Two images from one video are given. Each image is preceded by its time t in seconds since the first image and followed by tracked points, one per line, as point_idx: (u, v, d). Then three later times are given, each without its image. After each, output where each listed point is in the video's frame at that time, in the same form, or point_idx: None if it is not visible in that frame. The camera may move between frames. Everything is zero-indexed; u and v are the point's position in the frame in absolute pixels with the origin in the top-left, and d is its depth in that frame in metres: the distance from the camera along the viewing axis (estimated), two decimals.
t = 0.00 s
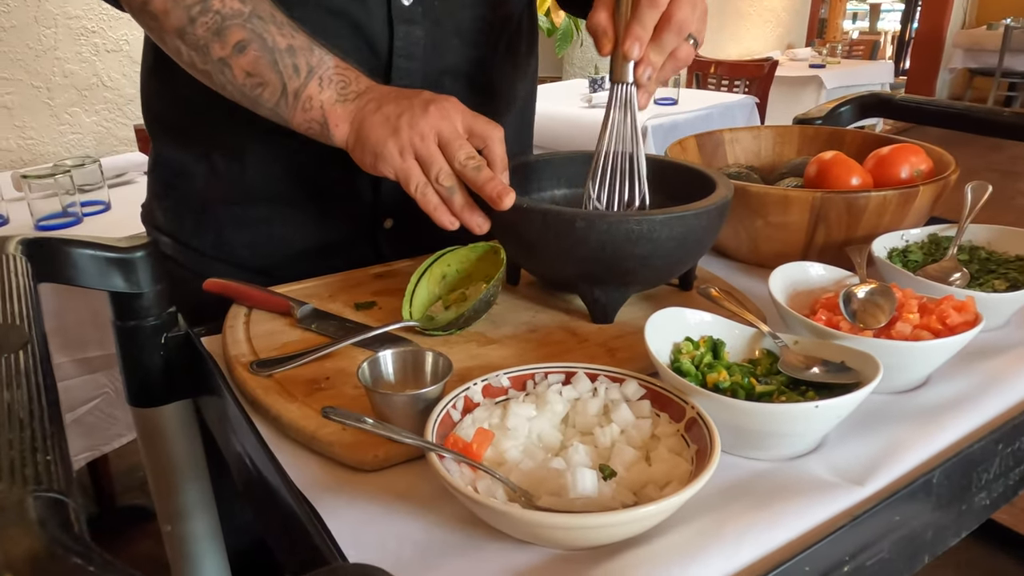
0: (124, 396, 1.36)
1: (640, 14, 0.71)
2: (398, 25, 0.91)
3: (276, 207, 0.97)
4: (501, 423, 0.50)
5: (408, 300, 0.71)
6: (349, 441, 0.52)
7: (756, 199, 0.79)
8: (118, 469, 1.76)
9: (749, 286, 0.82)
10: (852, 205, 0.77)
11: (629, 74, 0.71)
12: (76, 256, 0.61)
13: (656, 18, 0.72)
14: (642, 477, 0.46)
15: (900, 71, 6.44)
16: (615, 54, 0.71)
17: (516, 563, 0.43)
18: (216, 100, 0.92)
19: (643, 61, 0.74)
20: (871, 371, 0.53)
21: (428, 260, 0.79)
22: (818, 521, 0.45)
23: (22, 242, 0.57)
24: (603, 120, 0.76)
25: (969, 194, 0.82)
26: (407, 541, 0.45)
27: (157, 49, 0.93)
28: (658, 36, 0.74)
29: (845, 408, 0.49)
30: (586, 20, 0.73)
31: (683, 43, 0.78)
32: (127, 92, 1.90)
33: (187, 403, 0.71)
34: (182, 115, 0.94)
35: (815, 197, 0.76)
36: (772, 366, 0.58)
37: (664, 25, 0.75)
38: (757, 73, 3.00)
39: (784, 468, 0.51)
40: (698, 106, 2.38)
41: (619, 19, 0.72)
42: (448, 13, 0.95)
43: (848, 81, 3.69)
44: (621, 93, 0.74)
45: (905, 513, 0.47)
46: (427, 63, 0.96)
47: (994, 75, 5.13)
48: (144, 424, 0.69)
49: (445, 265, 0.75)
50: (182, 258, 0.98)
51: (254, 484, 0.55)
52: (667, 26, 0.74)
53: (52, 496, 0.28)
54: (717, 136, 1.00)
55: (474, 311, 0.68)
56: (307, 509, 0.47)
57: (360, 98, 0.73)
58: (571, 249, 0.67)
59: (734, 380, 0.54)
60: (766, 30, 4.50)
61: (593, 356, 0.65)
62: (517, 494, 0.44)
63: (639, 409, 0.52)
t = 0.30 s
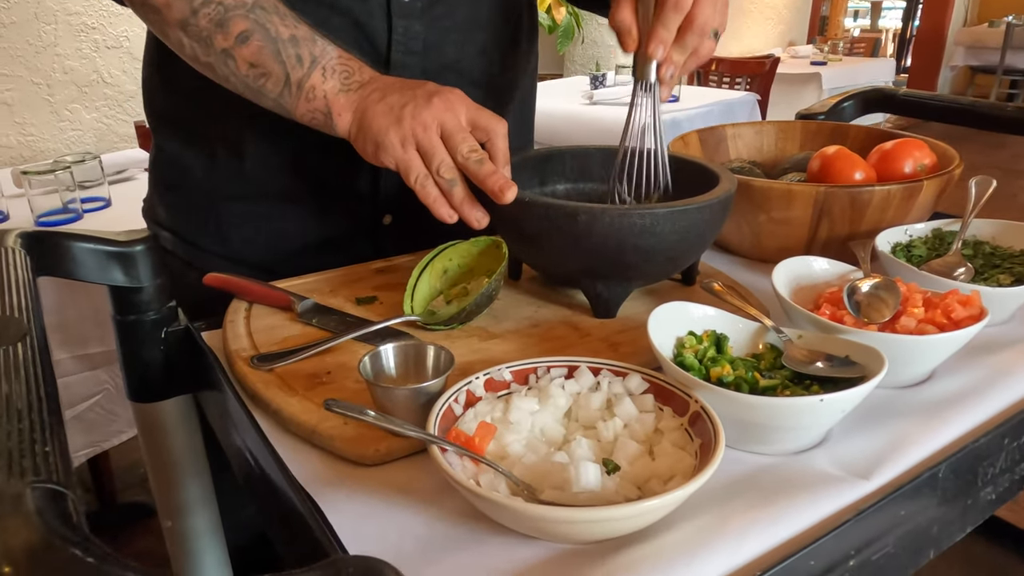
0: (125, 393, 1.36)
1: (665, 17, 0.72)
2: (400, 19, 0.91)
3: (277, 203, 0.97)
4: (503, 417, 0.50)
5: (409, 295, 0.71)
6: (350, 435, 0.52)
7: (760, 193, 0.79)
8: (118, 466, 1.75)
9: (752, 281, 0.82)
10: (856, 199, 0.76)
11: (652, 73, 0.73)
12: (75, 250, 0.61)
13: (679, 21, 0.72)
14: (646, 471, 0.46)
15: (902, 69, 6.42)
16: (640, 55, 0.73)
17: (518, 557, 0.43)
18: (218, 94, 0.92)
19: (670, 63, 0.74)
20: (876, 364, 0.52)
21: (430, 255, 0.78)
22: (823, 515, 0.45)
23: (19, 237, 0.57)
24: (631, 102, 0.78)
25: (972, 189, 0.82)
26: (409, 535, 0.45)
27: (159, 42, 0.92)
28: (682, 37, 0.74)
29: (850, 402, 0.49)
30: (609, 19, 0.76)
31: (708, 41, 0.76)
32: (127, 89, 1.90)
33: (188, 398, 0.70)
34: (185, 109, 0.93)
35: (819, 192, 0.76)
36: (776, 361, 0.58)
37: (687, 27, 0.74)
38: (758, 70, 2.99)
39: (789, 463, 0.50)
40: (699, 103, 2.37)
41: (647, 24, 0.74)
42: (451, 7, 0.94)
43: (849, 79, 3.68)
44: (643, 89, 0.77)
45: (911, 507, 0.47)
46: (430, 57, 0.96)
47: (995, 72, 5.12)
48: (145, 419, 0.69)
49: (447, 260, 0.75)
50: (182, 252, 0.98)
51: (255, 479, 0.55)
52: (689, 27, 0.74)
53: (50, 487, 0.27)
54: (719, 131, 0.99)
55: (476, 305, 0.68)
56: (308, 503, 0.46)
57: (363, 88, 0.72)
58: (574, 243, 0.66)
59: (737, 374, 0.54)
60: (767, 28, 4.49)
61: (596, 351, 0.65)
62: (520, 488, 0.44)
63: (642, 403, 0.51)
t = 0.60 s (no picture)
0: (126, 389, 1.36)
1: (645, 47, 0.73)
2: (401, 15, 0.90)
3: (279, 199, 0.97)
4: (507, 411, 0.49)
5: (412, 289, 0.70)
6: (354, 429, 0.51)
7: (763, 188, 0.78)
8: (119, 463, 1.75)
9: (755, 276, 0.82)
10: (859, 194, 0.76)
11: (633, 97, 0.76)
12: (77, 244, 0.60)
13: (660, 52, 0.73)
14: (651, 464, 0.46)
15: (902, 66, 6.41)
16: (622, 76, 0.76)
17: (523, 551, 0.43)
18: (220, 89, 0.91)
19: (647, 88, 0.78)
20: (880, 358, 0.52)
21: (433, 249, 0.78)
22: (828, 509, 0.45)
23: (22, 231, 0.57)
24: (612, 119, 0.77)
25: (976, 184, 0.82)
26: (414, 529, 0.45)
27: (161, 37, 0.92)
28: (657, 77, 0.77)
29: (855, 395, 0.48)
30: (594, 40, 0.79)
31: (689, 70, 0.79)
32: (127, 85, 1.90)
33: (190, 393, 0.70)
34: (187, 105, 0.93)
35: (822, 186, 0.75)
36: (780, 355, 0.58)
37: (668, 58, 0.75)
38: (759, 67, 2.99)
39: (794, 457, 0.50)
40: (700, 99, 2.37)
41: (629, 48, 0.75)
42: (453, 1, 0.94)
43: (849, 76, 3.68)
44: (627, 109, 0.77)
45: (917, 501, 0.47)
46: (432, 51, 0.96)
47: (996, 70, 5.11)
48: (146, 415, 0.68)
49: (450, 254, 0.75)
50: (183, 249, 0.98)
51: (257, 473, 0.55)
52: (669, 60, 0.75)
53: (55, 477, 0.27)
54: (722, 127, 0.99)
55: (479, 300, 0.67)
56: (311, 497, 0.46)
57: (366, 82, 0.72)
58: (577, 238, 0.66)
59: (742, 368, 0.54)
60: (768, 25, 4.48)
61: (599, 345, 0.65)
62: (525, 481, 0.44)
63: (647, 397, 0.51)
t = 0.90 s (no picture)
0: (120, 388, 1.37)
1: (632, 34, 0.71)
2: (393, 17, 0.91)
3: (273, 199, 0.97)
4: (497, 411, 0.50)
5: (404, 289, 0.71)
6: (344, 429, 0.52)
7: (755, 188, 0.79)
8: (115, 462, 1.75)
9: (748, 276, 0.82)
10: (851, 194, 0.76)
11: (620, 85, 0.75)
12: (70, 244, 0.61)
13: (647, 41, 0.71)
14: (638, 464, 0.46)
15: (901, 64, 6.41)
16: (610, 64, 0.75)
17: (510, 550, 0.43)
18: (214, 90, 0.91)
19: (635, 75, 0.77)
20: (868, 358, 0.53)
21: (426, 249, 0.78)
22: (814, 509, 0.45)
23: (16, 231, 0.57)
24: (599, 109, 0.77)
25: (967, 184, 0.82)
26: (402, 529, 0.45)
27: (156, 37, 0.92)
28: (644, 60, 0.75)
29: (843, 396, 0.49)
30: (583, 23, 0.78)
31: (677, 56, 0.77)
32: (125, 84, 1.90)
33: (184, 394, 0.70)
34: (181, 104, 0.93)
35: (814, 186, 0.76)
36: (770, 355, 0.58)
37: (654, 45, 0.74)
38: (757, 65, 2.99)
39: (782, 457, 0.50)
40: (697, 98, 2.37)
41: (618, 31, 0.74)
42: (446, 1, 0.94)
43: (846, 75, 3.68)
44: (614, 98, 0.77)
45: (902, 500, 0.47)
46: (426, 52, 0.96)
47: (994, 68, 5.11)
48: (141, 413, 0.69)
49: (443, 254, 0.75)
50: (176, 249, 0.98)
51: (248, 473, 0.55)
52: (656, 46, 0.74)
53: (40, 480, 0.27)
54: (716, 126, 1.00)
55: (471, 299, 0.68)
56: (301, 497, 0.46)
57: (359, 80, 0.72)
58: (568, 238, 0.66)
59: (731, 368, 0.54)
60: (766, 23, 4.48)
61: (591, 345, 0.65)
62: (513, 481, 0.44)
63: (636, 397, 0.51)
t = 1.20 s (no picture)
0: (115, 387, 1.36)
1: (626, 19, 0.70)
2: (388, 17, 0.91)
3: (269, 199, 0.97)
4: (489, 414, 0.50)
5: (398, 291, 0.71)
6: (337, 432, 0.52)
7: (750, 190, 0.79)
8: (111, 463, 1.75)
9: (742, 277, 0.82)
10: (846, 196, 0.76)
11: (605, 72, 0.75)
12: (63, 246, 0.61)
13: (639, 26, 0.71)
14: (630, 467, 0.46)
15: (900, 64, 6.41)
16: (597, 48, 0.74)
17: (501, 553, 0.43)
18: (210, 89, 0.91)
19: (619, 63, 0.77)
20: (861, 361, 0.53)
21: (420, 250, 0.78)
22: (805, 512, 0.45)
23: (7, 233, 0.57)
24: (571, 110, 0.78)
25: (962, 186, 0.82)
26: (392, 532, 0.45)
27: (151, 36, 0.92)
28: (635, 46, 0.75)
29: (835, 399, 0.49)
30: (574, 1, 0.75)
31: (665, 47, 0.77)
32: (122, 83, 1.90)
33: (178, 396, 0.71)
34: (176, 104, 0.93)
35: (809, 188, 0.76)
36: (763, 357, 0.58)
37: (644, 33, 0.74)
38: (756, 65, 2.99)
39: (774, 459, 0.50)
40: (695, 98, 2.37)
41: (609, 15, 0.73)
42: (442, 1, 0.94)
43: (845, 74, 3.67)
44: (596, 86, 0.76)
45: (893, 504, 0.47)
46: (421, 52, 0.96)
47: (993, 67, 5.11)
48: (135, 417, 0.69)
49: (436, 255, 0.75)
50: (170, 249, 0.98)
51: (241, 475, 0.55)
52: (646, 35, 0.74)
53: (25, 486, 0.27)
54: (712, 127, 0.99)
55: (465, 301, 0.68)
56: (292, 500, 0.46)
57: (354, 80, 0.72)
58: (562, 240, 0.66)
59: (724, 370, 0.54)
60: (765, 23, 4.48)
61: (584, 347, 0.65)
62: (504, 484, 0.44)
63: (628, 400, 0.51)
